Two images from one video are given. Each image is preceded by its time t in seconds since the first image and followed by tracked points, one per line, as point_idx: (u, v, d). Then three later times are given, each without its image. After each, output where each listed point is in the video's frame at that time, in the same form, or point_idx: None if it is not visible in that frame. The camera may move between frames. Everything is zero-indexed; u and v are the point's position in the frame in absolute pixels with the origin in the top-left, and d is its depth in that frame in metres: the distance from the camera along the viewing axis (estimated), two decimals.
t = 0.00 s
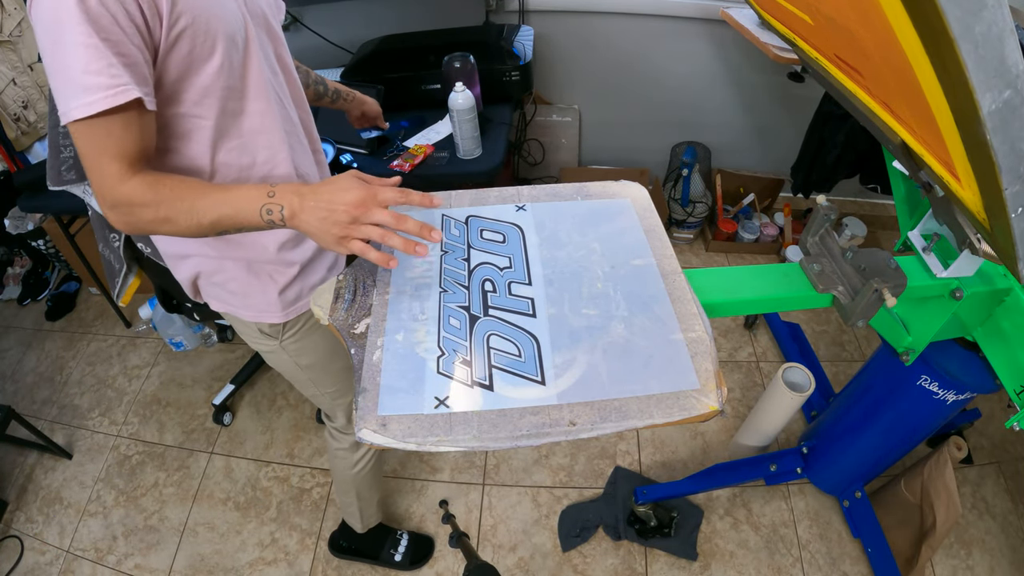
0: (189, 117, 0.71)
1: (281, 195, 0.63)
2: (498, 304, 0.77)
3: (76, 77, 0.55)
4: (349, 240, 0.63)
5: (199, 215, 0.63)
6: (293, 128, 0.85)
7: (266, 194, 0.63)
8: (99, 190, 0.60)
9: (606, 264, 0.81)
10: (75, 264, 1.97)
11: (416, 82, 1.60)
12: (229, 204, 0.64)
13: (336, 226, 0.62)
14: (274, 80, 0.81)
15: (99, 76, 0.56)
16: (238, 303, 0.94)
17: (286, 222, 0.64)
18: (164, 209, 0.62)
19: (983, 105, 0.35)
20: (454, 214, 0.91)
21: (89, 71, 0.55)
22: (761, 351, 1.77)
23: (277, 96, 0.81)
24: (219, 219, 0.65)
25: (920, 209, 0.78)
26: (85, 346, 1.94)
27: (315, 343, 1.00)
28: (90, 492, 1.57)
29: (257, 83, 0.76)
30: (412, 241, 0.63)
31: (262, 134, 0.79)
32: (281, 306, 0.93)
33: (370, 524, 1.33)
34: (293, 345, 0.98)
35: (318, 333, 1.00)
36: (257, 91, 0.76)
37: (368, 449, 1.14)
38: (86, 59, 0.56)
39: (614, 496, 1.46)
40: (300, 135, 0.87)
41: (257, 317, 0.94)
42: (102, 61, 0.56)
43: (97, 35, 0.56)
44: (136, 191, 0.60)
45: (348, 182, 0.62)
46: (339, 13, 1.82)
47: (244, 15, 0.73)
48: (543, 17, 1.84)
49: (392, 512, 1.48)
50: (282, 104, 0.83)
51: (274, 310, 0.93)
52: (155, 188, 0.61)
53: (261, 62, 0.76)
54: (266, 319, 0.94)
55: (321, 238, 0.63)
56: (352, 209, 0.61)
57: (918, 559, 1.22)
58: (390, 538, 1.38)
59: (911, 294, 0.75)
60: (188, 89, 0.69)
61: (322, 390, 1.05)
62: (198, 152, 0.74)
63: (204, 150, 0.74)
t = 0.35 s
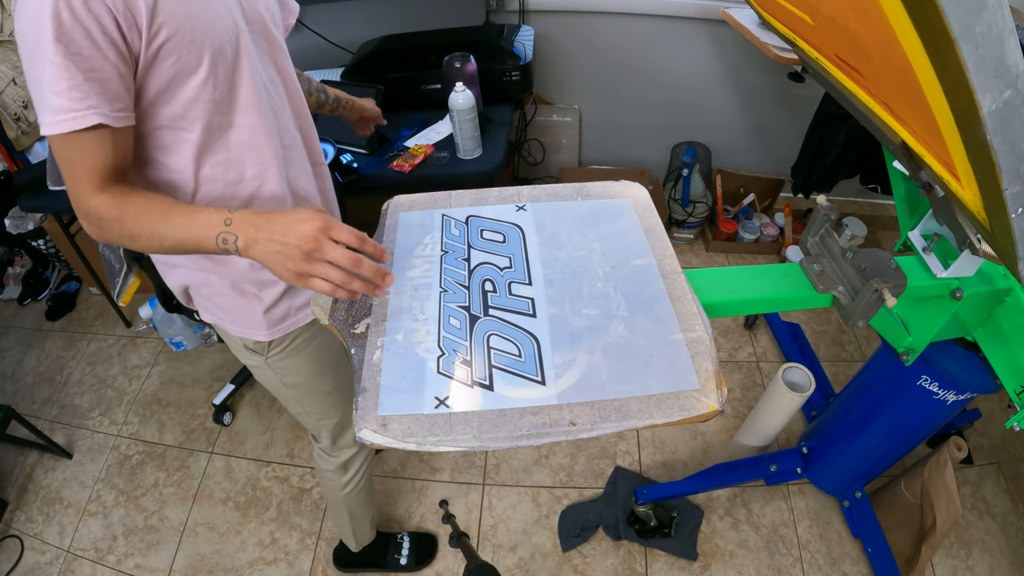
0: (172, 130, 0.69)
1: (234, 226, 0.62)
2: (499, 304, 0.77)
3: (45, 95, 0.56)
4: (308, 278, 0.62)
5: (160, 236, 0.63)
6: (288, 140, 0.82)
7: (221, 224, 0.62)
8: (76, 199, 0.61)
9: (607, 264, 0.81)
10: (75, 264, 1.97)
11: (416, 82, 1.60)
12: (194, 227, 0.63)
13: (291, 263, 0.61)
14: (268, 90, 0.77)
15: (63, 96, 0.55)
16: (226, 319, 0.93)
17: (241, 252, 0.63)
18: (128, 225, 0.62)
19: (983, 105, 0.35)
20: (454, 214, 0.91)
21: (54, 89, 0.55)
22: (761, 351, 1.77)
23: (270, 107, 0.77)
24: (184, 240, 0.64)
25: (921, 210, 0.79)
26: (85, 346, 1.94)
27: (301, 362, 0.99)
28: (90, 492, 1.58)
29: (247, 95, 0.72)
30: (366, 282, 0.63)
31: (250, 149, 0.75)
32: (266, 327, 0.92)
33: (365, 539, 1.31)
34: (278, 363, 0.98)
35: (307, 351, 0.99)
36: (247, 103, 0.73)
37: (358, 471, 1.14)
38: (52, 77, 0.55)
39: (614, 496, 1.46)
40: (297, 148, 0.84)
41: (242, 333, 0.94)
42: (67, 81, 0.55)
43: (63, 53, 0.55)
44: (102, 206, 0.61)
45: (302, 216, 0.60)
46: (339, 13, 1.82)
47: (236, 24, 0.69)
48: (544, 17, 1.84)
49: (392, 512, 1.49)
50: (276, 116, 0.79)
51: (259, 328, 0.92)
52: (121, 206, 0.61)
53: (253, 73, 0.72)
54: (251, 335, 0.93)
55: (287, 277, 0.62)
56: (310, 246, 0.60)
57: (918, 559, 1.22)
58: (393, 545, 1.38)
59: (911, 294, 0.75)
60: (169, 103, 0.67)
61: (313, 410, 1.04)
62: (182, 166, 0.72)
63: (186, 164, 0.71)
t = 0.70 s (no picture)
0: (176, 172, 0.64)
1: (284, 326, 0.49)
2: (499, 304, 0.77)
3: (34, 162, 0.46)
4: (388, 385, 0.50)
5: (191, 326, 0.50)
6: (288, 165, 0.78)
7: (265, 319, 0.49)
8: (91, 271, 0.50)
9: (607, 264, 0.81)
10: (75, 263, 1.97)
11: (416, 82, 1.60)
12: (233, 315, 0.50)
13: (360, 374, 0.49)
14: (262, 114, 0.73)
15: (59, 156, 0.46)
16: (235, 359, 0.88)
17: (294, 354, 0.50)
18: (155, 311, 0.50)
19: (984, 105, 0.35)
20: (455, 214, 0.91)
21: (45, 151, 0.46)
22: (761, 351, 1.77)
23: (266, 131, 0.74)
24: (220, 333, 0.51)
25: (920, 211, 0.79)
26: (85, 346, 1.94)
27: (309, 398, 0.95)
28: (90, 492, 1.58)
29: (244, 122, 0.68)
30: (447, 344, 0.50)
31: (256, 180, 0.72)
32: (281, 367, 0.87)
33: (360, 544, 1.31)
34: (287, 400, 0.93)
35: (316, 386, 0.95)
36: (245, 130, 0.68)
37: (352, 486, 1.14)
38: (39, 137, 0.46)
39: (614, 496, 1.46)
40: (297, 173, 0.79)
41: (252, 372, 0.89)
42: (61, 138, 0.46)
43: (51, 105, 0.46)
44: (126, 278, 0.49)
45: (362, 311, 0.47)
46: (339, 12, 1.82)
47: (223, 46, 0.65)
48: (544, 17, 1.84)
49: (392, 512, 1.49)
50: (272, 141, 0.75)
51: (272, 368, 0.87)
52: (144, 289, 0.49)
53: (247, 97, 0.69)
54: (262, 375, 0.88)
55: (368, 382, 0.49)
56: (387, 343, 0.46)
57: (918, 559, 1.22)
58: (393, 547, 1.38)
59: (911, 294, 0.75)
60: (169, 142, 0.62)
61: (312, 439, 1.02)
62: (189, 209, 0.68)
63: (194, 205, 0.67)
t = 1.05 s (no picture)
0: (156, 244, 0.61)
1: (349, 419, 0.50)
2: (498, 304, 0.77)
3: None
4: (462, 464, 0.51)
5: (237, 421, 0.51)
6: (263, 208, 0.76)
7: (327, 415, 0.50)
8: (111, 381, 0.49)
9: (607, 264, 0.81)
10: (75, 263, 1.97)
11: (416, 82, 1.60)
12: (284, 407, 0.51)
13: (440, 459, 0.49)
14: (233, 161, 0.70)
15: (29, 264, 0.42)
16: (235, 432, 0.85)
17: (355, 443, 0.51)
18: (194, 408, 0.51)
19: (984, 105, 0.35)
20: (455, 214, 0.91)
21: (11, 262, 0.42)
22: (761, 351, 1.77)
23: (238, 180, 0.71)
24: (268, 427, 0.51)
25: (920, 210, 0.79)
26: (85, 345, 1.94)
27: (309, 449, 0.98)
28: (90, 492, 1.58)
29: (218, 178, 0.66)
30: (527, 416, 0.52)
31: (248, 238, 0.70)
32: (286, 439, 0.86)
33: (354, 548, 1.29)
34: (288, 457, 0.94)
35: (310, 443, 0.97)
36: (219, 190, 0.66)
37: (333, 511, 1.14)
38: None
39: (614, 496, 1.46)
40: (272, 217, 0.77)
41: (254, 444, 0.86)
42: (27, 241, 0.42)
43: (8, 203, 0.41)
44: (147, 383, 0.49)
45: (436, 405, 0.47)
46: (339, 12, 1.82)
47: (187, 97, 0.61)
48: (544, 16, 1.83)
49: (392, 512, 1.49)
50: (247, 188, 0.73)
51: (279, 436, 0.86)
52: (169, 391, 0.50)
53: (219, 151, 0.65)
54: (267, 445, 0.86)
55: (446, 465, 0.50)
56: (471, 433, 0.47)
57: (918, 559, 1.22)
58: (391, 548, 1.38)
59: (911, 294, 0.75)
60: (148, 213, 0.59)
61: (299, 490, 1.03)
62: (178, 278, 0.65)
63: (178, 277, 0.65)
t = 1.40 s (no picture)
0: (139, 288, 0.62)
1: (373, 452, 0.49)
2: (499, 304, 0.77)
3: None
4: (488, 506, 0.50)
5: (249, 464, 0.51)
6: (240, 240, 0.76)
7: (350, 449, 0.49)
8: (112, 433, 0.50)
9: (607, 264, 0.81)
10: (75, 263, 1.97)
11: (417, 82, 1.60)
12: (300, 445, 0.50)
13: (462, 494, 0.48)
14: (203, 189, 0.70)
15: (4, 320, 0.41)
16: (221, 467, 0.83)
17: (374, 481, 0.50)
18: (198, 456, 0.51)
19: (985, 105, 0.35)
20: (455, 214, 0.91)
21: None
22: (762, 351, 1.77)
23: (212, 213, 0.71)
24: (279, 470, 0.51)
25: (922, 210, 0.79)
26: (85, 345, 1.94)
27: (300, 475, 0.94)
28: (90, 491, 1.58)
29: (189, 212, 0.66)
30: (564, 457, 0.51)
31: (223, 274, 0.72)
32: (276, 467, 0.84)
33: (354, 550, 1.29)
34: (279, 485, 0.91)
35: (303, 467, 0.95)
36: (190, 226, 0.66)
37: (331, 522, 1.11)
38: None
39: (614, 496, 1.46)
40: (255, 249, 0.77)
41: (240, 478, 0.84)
42: None
43: None
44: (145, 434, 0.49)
45: (465, 434, 0.47)
46: (340, 12, 1.82)
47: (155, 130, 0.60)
48: (544, 17, 1.83)
49: (392, 512, 1.49)
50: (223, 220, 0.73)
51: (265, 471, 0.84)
52: (172, 438, 0.50)
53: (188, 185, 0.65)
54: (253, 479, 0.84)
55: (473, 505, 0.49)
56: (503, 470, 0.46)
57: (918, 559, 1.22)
58: (392, 548, 1.38)
59: (912, 293, 0.75)
60: (121, 253, 0.58)
61: (294, 509, 1.02)
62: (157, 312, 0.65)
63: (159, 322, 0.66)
